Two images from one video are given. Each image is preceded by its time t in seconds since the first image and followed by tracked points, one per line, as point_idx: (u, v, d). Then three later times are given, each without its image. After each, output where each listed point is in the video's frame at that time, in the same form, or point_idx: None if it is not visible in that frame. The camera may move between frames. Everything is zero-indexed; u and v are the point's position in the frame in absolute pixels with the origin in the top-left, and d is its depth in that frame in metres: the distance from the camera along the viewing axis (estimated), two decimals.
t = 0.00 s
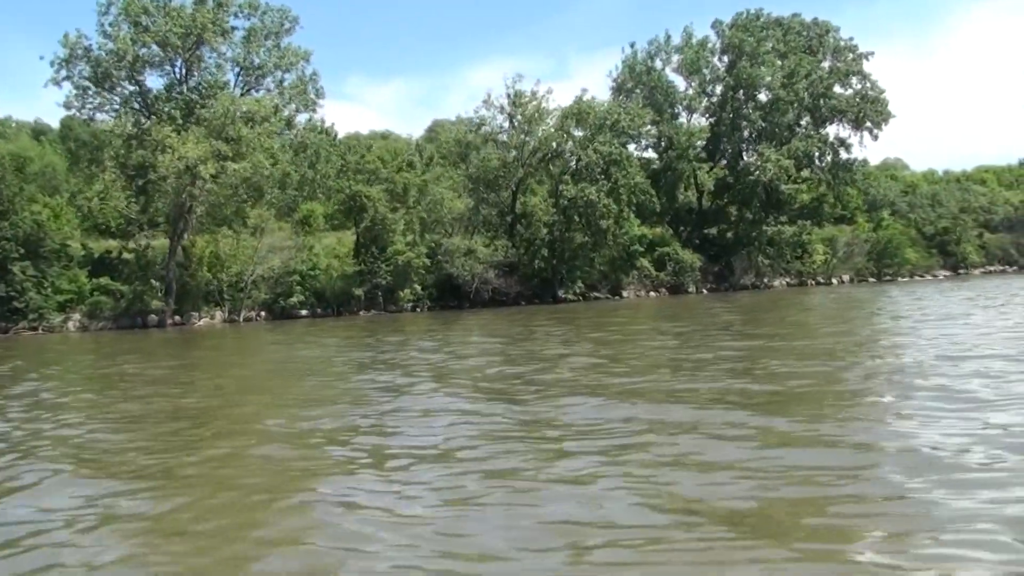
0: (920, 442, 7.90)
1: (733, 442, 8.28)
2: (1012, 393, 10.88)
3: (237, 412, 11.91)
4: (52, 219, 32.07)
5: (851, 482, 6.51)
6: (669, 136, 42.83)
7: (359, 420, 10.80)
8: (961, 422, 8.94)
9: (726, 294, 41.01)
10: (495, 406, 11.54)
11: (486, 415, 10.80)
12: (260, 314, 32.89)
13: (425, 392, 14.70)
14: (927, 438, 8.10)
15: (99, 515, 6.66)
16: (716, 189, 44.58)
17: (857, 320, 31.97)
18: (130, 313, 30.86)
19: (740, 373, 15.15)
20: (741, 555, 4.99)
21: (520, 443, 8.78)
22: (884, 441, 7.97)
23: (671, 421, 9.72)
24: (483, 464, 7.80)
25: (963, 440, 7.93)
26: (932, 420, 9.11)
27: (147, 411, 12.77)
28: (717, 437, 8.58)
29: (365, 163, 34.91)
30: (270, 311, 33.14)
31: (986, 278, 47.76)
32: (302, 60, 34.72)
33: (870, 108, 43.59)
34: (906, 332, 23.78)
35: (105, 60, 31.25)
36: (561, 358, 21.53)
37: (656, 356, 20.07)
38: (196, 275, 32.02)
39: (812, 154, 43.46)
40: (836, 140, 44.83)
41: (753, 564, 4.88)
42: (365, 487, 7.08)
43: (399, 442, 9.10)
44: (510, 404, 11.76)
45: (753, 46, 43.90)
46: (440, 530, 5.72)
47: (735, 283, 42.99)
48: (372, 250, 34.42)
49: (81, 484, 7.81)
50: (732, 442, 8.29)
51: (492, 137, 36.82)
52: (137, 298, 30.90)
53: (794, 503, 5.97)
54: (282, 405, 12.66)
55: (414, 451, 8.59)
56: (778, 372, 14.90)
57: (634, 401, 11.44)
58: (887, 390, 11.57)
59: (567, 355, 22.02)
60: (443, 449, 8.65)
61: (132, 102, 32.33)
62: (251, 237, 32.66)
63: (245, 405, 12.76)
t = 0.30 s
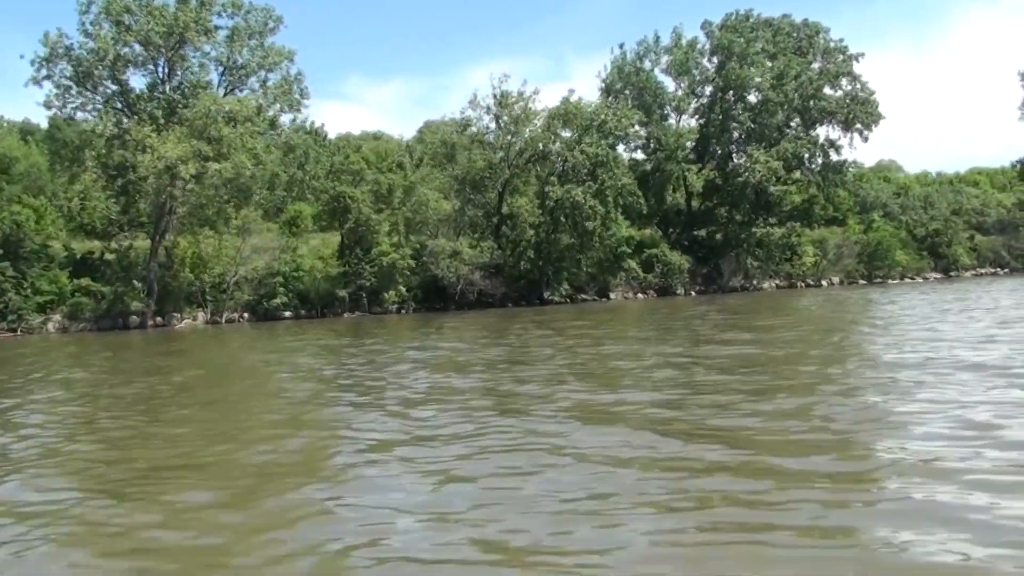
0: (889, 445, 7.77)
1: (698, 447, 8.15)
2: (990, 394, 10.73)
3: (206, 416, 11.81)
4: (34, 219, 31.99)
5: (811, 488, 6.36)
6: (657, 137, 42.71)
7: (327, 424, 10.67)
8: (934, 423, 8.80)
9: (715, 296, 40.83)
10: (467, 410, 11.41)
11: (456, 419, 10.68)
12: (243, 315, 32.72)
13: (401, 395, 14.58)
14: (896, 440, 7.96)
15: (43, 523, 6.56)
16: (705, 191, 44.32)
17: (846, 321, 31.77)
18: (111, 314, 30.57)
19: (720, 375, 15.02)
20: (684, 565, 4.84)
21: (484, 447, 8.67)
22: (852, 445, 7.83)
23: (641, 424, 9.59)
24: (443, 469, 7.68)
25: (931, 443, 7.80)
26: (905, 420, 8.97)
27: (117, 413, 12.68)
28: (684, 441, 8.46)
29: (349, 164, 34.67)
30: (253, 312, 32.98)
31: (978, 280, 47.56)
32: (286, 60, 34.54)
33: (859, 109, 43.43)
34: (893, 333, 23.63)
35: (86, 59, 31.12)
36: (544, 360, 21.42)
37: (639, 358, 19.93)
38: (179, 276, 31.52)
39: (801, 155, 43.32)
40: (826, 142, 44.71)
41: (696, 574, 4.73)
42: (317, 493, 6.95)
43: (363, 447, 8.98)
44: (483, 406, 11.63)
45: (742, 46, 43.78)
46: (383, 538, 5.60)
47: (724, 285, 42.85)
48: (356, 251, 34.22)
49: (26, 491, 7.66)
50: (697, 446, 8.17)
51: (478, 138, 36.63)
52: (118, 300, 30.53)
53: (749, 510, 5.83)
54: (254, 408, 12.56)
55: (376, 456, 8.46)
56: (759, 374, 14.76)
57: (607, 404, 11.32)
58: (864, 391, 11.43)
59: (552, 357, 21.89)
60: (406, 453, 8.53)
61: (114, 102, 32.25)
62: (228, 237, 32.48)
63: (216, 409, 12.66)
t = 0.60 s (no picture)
0: (858, 451, 7.59)
1: (663, 452, 7.96)
2: (968, 401, 10.56)
3: (172, 418, 11.61)
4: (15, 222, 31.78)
5: (768, 495, 6.19)
6: (645, 140, 42.59)
7: (293, 428, 10.49)
8: (905, 430, 8.63)
9: (703, 300, 40.62)
10: (437, 414, 11.22)
11: (424, 423, 10.49)
12: (224, 319, 32.61)
13: (375, 398, 14.39)
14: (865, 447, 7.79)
15: None
16: (694, 194, 43.96)
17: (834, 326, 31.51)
18: (92, 318, 30.33)
19: (699, 380, 14.84)
20: (628, 573, 4.64)
21: (446, 452, 8.49)
22: (819, 451, 7.66)
23: (609, 429, 9.41)
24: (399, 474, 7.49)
25: (900, 450, 7.62)
26: (877, 427, 8.80)
27: (83, 417, 12.48)
28: (650, 446, 8.28)
29: (332, 167, 34.41)
30: (235, 316, 32.79)
31: (969, 284, 47.35)
32: (270, 62, 34.31)
33: (849, 112, 43.26)
34: (880, 338, 23.44)
35: (66, 61, 30.89)
36: (528, 363, 21.22)
37: (623, 362, 19.72)
38: (160, 279, 31.55)
39: (790, 158, 43.11)
40: (815, 145, 44.53)
41: None
42: (265, 498, 6.77)
43: (324, 452, 8.79)
44: (454, 411, 11.44)
45: (731, 49, 43.57)
46: (324, 544, 5.41)
47: (712, 288, 42.50)
48: (340, 254, 33.97)
49: None
50: (661, 451, 7.99)
51: (464, 141, 36.45)
52: (100, 303, 30.46)
53: (703, 518, 5.63)
54: (222, 412, 12.36)
55: (333, 460, 8.28)
56: (733, 379, 14.52)
57: (579, 409, 11.14)
58: (841, 397, 11.25)
59: (532, 361, 21.69)
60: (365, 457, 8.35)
61: (95, 104, 32.06)
62: (209, 239, 32.12)
63: (184, 412, 12.45)
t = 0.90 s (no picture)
0: (818, 463, 7.44)
1: (623, 464, 7.80)
2: (941, 407, 10.38)
3: (130, 428, 11.42)
4: None
5: (717, 511, 6.02)
6: (634, 142, 42.41)
7: (254, 437, 10.31)
8: (872, 439, 8.45)
9: (692, 303, 40.40)
10: (403, 423, 11.04)
11: (388, 432, 10.31)
12: (206, 323, 32.25)
13: (348, 404, 14.21)
14: (826, 458, 7.63)
15: None
16: (682, 197, 43.60)
17: (822, 330, 31.29)
18: (71, 322, 30.16)
19: (677, 386, 14.66)
20: None
21: (396, 464, 8.30)
22: (780, 463, 7.49)
23: (572, 439, 9.23)
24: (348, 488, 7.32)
25: (862, 461, 7.47)
26: (843, 437, 8.64)
27: (46, 427, 12.30)
28: (610, 457, 8.11)
29: (316, 169, 34.18)
30: (217, 320, 32.46)
31: (961, 288, 47.13)
32: (253, 64, 34.10)
33: (838, 115, 43.11)
34: (867, 343, 23.25)
35: (46, 63, 30.67)
36: (509, 368, 21.05)
37: (603, 367, 19.54)
38: (142, 283, 31.16)
39: (779, 161, 42.91)
40: (805, 148, 44.34)
41: None
42: (196, 517, 6.55)
43: (277, 464, 8.62)
44: (421, 419, 11.26)
45: (720, 51, 43.35)
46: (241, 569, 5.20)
47: (700, 292, 42.19)
48: (323, 258, 33.72)
49: None
50: (620, 463, 7.83)
51: (450, 144, 36.16)
52: (79, 308, 30.18)
53: (647, 535, 5.46)
54: (188, 421, 12.18)
55: (286, 473, 8.10)
56: (706, 385, 14.30)
57: (547, 418, 10.96)
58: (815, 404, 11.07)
59: (512, 367, 21.49)
60: (319, 469, 8.18)
61: (77, 106, 31.90)
62: (192, 243, 32.10)
63: (148, 420, 12.28)
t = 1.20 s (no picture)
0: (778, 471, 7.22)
1: (579, 471, 7.58)
2: (916, 409, 10.16)
3: (87, 434, 11.16)
4: None
5: (666, 524, 5.79)
6: (621, 143, 42.19)
7: (212, 443, 10.08)
8: (836, 444, 8.17)
9: (679, 304, 40.20)
10: (368, 428, 10.82)
11: (350, 437, 10.08)
12: (188, 326, 31.89)
13: (318, 406, 13.98)
14: (788, 464, 7.40)
15: None
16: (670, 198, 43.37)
17: (809, 331, 31.06)
18: (50, 327, 29.62)
19: (650, 387, 14.38)
20: None
21: (347, 471, 8.04)
22: (740, 470, 7.27)
23: (534, 445, 9.01)
24: (292, 497, 7.09)
25: (825, 468, 7.25)
26: (809, 441, 8.42)
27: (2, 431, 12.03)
28: (567, 464, 7.88)
29: (298, 171, 33.94)
30: (199, 323, 32.12)
31: (951, 288, 46.95)
32: (234, 66, 33.91)
33: (826, 115, 42.91)
34: (852, 343, 23.03)
35: (23, 65, 30.48)
36: (489, 369, 20.84)
37: (584, 368, 19.32)
38: (122, 287, 30.83)
39: (766, 162, 42.73)
40: (793, 148, 44.13)
41: None
42: (127, 529, 6.29)
43: (227, 471, 8.38)
44: (385, 424, 11.03)
45: (707, 51, 43.15)
46: None
47: (687, 293, 42.01)
48: (306, 260, 33.46)
49: None
50: (576, 470, 7.60)
51: (434, 145, 35.96)
52: (60, 312, 29.65)
53: (590, 552, 5.23)
54: (146, 425, 11.92)
55: (233, 481, 7.87)
56: (680, 387, 14.05)
57: (514, 422, 10.73)
58: (787, 406, 10.85)
59: (492, 368, 21.24)
60: (269, 477, 7.95)
61: (55, 109, 31.82)
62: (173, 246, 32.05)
63: (109, 425, 12.05)
